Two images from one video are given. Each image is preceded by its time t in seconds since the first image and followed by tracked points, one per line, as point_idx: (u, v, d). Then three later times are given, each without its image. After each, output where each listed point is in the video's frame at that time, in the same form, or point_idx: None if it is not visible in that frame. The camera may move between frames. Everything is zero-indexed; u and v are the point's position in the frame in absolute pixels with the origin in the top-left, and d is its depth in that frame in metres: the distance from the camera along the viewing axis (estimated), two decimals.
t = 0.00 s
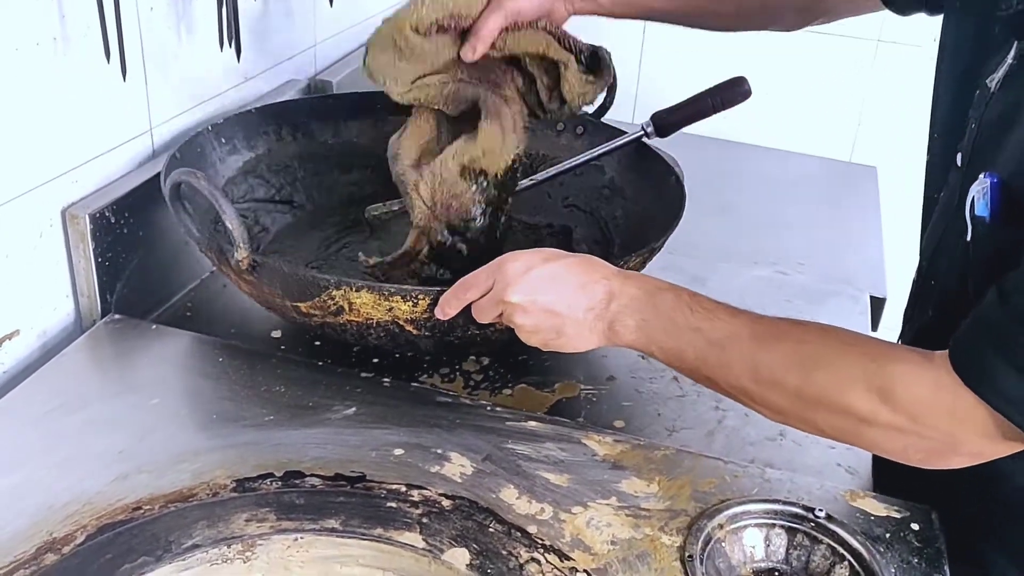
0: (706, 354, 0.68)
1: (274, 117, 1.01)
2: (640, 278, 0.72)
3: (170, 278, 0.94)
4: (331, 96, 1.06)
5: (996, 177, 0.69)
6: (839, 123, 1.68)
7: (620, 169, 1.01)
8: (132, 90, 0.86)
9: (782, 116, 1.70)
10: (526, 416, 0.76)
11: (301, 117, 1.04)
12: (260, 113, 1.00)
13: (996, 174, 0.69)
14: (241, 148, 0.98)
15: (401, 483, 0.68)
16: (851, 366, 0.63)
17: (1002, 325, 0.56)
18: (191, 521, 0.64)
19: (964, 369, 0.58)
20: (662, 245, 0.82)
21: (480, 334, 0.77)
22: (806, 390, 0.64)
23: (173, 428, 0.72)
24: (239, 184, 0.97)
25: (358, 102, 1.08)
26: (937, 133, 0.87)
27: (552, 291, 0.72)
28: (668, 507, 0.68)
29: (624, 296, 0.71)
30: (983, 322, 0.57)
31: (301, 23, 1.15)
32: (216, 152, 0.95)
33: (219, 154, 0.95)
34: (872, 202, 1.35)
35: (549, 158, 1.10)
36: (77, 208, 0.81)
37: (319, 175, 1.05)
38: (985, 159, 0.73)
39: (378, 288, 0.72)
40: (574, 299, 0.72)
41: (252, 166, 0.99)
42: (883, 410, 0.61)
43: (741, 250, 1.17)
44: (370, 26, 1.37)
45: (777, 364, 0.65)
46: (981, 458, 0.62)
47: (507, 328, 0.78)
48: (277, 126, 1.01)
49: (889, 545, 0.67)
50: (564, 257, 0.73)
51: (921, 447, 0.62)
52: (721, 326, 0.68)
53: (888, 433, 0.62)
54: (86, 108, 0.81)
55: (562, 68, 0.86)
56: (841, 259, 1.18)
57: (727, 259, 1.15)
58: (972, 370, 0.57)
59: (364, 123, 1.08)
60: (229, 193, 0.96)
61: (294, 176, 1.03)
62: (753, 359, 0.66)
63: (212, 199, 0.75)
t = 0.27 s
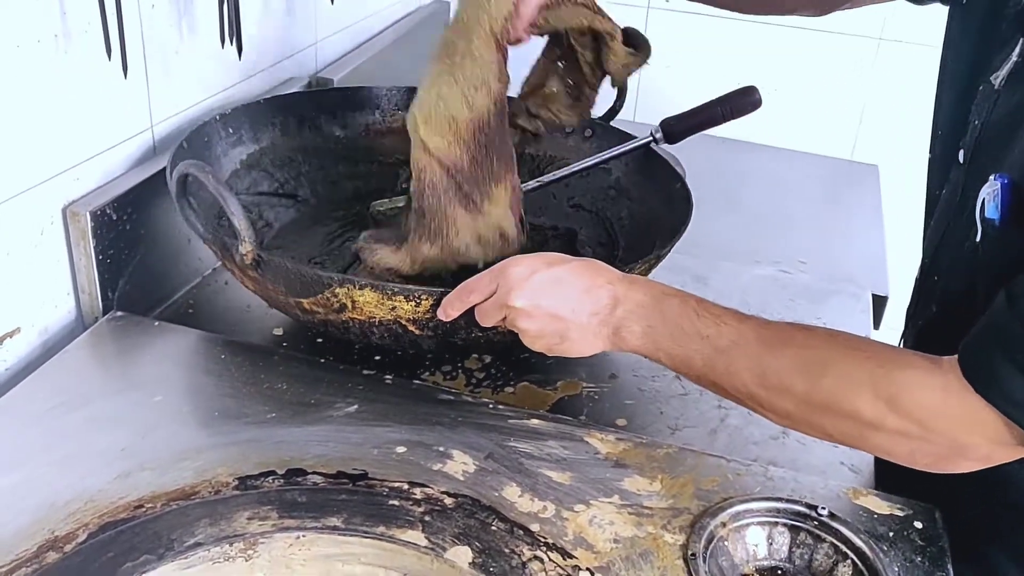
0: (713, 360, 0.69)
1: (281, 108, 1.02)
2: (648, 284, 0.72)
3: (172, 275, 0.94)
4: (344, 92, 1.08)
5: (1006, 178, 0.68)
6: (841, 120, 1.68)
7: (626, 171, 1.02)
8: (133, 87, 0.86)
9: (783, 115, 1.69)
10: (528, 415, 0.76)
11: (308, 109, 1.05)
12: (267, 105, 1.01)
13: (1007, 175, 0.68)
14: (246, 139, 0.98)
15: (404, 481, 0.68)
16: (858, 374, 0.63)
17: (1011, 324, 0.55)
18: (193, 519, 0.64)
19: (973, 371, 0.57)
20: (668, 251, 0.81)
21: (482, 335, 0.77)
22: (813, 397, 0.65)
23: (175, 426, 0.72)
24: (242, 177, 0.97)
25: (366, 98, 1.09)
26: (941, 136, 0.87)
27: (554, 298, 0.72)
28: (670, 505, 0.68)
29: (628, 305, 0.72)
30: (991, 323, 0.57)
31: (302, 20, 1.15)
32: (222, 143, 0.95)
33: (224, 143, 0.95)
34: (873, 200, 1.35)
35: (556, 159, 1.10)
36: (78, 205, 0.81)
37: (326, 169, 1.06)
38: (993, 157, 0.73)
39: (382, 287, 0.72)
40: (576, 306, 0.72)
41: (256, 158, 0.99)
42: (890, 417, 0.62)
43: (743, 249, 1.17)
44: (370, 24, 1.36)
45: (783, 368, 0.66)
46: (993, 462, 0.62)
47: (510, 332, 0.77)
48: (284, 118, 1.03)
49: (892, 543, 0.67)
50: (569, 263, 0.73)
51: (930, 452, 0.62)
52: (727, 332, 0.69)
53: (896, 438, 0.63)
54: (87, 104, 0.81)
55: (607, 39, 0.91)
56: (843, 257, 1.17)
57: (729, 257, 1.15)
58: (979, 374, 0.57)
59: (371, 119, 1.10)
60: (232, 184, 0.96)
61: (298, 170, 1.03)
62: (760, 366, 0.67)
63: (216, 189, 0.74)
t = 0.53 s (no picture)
0: (726, 312, 0.67)
1: (289, 96, 1.02)
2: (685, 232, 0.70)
3: (172, 265, 0.94)
4: (350, 81, 1.07)
5: (993, 165, 0.68)
6: (844, 113, 1.67)
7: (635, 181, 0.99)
8: (133, 76, 0.86)
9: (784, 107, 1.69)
10: (531, 405, 0.75)
11: (315, 97, 1.04)
12: (274, 93, 1.00)
13: (993, 161, 0.69)
14: (252, 127, 0.98)
15: (406, 472, 0.67)
16: (874, 347, 0.63)
17: (1007, 315, 0.56)
18: (193, 510, 0.64)
19: (967, 361, 0.58)
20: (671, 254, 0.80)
21: (480, 324, 0.76)
22: (823, 363, 0.64)
23: (175, 417, 0.72)
24: (246, 163, 0.96)
25: (375, 90, 1.08)
26: (941, 131, 0.87)
27: (586, 223, 0.68)
28: (674, 496, 0.68)
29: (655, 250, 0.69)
30: (984, 314, 0.57)
31: (302, 10, 1.14)
32: (227, 128, 0.94)
33: (229, 129, 0.95)
34: (875, 192, 1.34)
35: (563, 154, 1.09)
36: (77, 195, 0.81)
37: (329, 156, 1.05)
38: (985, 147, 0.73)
39: (379, 269, 0.72)
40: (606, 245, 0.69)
41: (261, 145, 0.99)
42: (899, 395, 0.62)
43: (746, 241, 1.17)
44: (371, 15, 1.36)
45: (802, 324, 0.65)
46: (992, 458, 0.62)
47: (507, 322, 0.77)
48: (290, 107, 1.02)
49: (897, 535, 0.66)
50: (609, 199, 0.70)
51: (928, 438, 0.62)
52: (754, 282, 0.67)
53: (900, 419, 0.62)
54: (86, 93, 0.80)
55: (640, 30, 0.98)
56: (846, 249, 1.17)
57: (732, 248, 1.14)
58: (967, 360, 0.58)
59: (379, 110, 1.08)
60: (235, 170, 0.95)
61: (303, 157, 1.02)
62: (775, 323, 0.66)
63: (213, 169, 0.75)
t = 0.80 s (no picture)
0: (688, 225, 0.70)
1: (287, 93, 1.00)
2: (680, 162, 0.74)
3: (171, 255, 0.93)
4: (348, 79, 1.04)
5: (952, 126, 0.71)
6: (847, 103, 1.66)
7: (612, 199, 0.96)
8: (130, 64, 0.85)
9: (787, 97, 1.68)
10: (533, 395, 0.75)
11: (313, 95, 1.02)
12: (273, 89, 0.98)
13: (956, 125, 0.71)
14: (251, 123, 0.96)
15: (407, 462, 0.67)
16: (807, 262, 0.64)
17: (949, 246, 0.57)
18: (193, 500, 0.63)
19: (904, 288, 0.59)
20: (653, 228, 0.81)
21: (479, 300, 0.76)
22: (758, 275, 0.66)
23: (174, 407, 0.71)
24: (245, 157, 0.96)
25: (372, 87, 1.06)
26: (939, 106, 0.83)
27: (574, 135, 0.78)
28: (677, 486, 0.67)
29: (637, 164, 0.75)
30: (927, 244, 0.59)
31: None
32: (226, 123, 0.93)
33: (228, 126, 0.94)
34: (877, 182, 1.33)
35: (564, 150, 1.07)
36: (75, 184, 0.80)
37: (329, 148, 1.04)
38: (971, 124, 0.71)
39: (376, 241, 0.72)
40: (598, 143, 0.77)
41: (261, 141, 0.97)
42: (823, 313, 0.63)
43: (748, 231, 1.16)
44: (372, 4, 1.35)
45: (746, 239, 0.67)
46: (910, 379, 0.63)
47: (507, 297, 0.76)
48: (289, 102, 1.00)
49: (901, 525, 0.66)
50: (609, 104, 0.80)
51: (857, 358, 0.63)
52: (706, 202, 0.70)
53: (822, 331, 0.64)
54: (84, 80, 0.79)
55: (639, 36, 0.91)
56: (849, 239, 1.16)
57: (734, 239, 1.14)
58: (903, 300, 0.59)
59: (377, 104, 1.07)
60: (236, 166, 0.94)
61: (303, 152, 1.01)
62: (722, 237, 0.68)
63: (208, 139, 0.75)
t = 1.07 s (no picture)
0: (693, 220, 0.71)
1: (286, 82, 1.00)
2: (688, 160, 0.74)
3: (170, 249, 0.93)
4: (346, 68, 1.05)
5: (941, 127, 0.71)
6: (848, 97, 1.66)
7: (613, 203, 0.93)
8: (128, 57, 0.85)
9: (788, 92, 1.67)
10: (532, 390, 0.75)
11: (310, 83, 1.02)
12: (270, 79, 0.99)
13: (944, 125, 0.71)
14: (250, 113, 0.96)
15: (405, 456, 0.67)
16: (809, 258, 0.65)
17: (943, 247, 0.57)
18: (192, 494, 0.63)
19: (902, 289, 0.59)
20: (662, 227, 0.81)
21: (482, 301, 0.76)
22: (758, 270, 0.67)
23: (173, 401, 0.71)
24: (244, 148, 0.95)
25: (371, 76, 1.06)
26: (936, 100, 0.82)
27: (581, 125, 0.76)
28: (675, 481, 0.67)
29: (648, 165, 0.74)
30: (921, 245, 0.59)
31: None
32: (224, 114, 0.93)
33: (227, 116, 0.94)
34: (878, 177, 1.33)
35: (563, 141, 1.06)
36: (73, 178, 0.80)
37: (329, 143, 1.04)
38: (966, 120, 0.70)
39: (381, 245, 0.72)
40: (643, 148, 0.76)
41: (260, 131, 0.97)
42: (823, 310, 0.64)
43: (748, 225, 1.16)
44: None
45: (749, 235, 0.67)
46: (907, 377, 0.64)
47: (511, 298, 0.76)
48: (288, 93, 1.00)
49: (900, 519, 0.66)
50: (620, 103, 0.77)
51: (856, 355, 0.64)
52: (710, 199, 0.70)
53: (821, 327, 0.65)
54: (82, 73, 0.79)
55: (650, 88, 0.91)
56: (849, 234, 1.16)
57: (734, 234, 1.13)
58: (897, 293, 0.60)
59: (377, 95, 1.07)
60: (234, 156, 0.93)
61: (303, 147, 1.01)
62: (724, 231, 0.68)
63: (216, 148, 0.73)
